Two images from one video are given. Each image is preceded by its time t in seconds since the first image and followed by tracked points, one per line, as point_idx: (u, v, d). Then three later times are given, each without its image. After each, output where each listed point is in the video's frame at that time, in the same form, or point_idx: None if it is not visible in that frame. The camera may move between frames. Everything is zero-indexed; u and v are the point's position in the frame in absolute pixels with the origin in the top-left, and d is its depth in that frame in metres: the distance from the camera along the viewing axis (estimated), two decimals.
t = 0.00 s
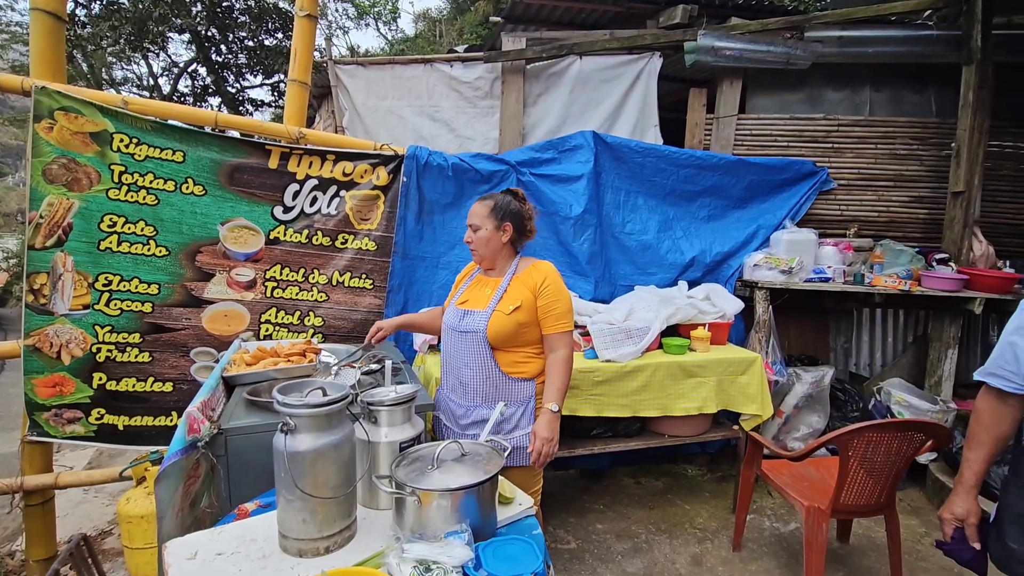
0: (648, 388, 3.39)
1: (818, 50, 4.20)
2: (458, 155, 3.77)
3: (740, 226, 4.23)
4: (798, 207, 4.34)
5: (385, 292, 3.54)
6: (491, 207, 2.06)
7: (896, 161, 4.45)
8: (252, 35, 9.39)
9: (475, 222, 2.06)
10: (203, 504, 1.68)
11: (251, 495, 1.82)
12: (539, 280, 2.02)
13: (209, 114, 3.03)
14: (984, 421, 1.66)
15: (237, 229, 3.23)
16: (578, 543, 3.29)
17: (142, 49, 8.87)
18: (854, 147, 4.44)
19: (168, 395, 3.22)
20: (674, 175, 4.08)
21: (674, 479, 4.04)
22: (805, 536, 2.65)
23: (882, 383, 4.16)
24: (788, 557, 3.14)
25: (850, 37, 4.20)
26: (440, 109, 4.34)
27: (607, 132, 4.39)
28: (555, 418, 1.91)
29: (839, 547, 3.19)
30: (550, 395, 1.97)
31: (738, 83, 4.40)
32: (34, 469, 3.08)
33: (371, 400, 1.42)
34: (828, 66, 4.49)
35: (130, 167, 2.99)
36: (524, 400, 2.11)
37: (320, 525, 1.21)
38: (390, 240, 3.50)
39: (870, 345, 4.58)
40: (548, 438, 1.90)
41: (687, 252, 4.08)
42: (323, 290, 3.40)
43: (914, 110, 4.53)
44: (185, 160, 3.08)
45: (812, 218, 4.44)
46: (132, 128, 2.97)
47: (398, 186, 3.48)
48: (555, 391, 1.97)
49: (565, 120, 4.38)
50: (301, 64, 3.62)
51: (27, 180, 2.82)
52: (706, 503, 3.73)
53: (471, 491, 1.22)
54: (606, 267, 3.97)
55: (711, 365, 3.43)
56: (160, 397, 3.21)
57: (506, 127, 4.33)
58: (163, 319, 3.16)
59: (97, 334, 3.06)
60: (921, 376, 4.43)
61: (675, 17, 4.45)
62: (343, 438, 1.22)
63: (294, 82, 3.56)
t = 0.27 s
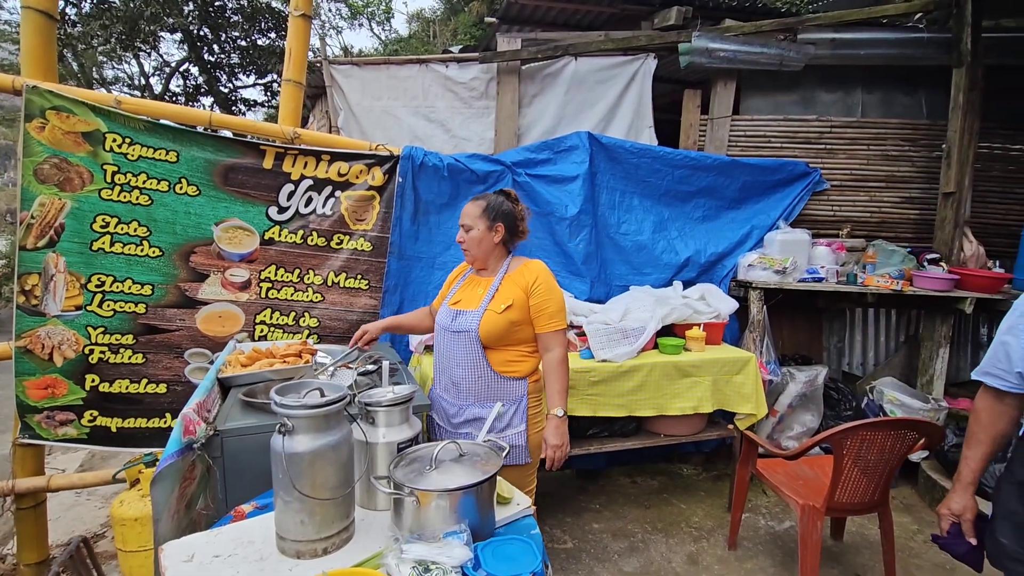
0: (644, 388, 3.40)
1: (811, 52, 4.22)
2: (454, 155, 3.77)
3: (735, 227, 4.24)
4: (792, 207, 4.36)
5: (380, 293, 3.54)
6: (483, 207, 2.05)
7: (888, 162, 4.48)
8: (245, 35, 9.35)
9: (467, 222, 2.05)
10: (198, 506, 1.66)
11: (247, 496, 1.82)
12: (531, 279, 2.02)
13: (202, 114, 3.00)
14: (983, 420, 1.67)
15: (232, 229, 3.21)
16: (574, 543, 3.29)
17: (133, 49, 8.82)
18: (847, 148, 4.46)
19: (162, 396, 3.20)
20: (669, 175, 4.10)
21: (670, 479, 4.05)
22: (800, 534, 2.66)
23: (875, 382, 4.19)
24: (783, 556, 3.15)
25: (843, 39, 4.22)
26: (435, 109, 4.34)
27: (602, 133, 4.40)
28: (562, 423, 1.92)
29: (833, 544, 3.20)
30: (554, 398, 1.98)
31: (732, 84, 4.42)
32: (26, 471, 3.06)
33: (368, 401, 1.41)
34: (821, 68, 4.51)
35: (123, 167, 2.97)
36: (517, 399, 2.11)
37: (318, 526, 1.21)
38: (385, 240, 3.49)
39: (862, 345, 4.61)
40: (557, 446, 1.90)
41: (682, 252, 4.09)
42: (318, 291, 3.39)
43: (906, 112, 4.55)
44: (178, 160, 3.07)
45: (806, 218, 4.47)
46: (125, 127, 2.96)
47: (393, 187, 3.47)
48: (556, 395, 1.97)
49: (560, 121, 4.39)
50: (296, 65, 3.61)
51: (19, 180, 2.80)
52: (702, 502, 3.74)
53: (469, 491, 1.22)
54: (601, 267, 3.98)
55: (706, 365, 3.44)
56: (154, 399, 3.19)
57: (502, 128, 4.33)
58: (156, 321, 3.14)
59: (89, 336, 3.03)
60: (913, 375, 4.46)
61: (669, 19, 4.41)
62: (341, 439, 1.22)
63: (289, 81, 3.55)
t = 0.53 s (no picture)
0: (634, 388, 3.40)
1: (798, 53, 4.25)
2: (444, 155, 3.76)
3: (724, 226, 4.27)
4: (780, 207, 4.40)
5: (370, 293, 3.52)
6: (478, 207, 2.05)
7: (873, 163, 4.53)
8: (232, 34, 9.27)
9: (460, 223, 2.05)
10: (185, 510, 1.66)
11: (235, 500, 1.79)
12: (527, 280, 2.02)
13: (189, 113, 2.98)
14: (980, 417, 1.69)
15: (219, 229, 3.18)
16: (566, 543, 3.28)
17: (117, 47, 8.71)
18: (834, 149, 4.50)
19: (147, 399, 3.16)
20: (658, 175, 4.11)
21: (660, 478, 4.06)
22: (790, 532, 2.67)
23: (862, 380, 4.23)
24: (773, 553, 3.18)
25: (830, 40, 4.26)
26: (424, 109, 4.32)
27: (592, 133, 4.40)
28: (565, 425, 1.96)
29: (822, 541, 3.23)
30: (554, 400, 1.99)
31: (720, 85, 4.44)
32: (7, 477, 3.00)
33: (358, 402, 1.40)
34: (808, 69, 4.55)
35: (107, 167, 2.93)
36: (508, 399, 2.11)
37: (308, 529, 1.19)
38: (375, 240, 3.48)
39: (849, 343, 4.66)
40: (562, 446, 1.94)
41: (672, 252, 4.11)
42: (307, 292, 3.37)
43: (891, 113, 4.60)
44: (164, 160, 3.03)
45: (794, 218, 4.50)
46: (109, 126, 2.91)
47: (383, 186, 3.46)
48: (557, 396, 1.99)
49: (550, 121, 4.39)
50: (284, 64, 3.59)
51: None
52: (692, 500, 3.76)
53: (461, 492, 1.21)
54: (592, 267, 3.98)
55: (696, 364, 3.45)
56: (140, 402, 3.15)
57: (492, 128, 4.32)
58: (142, 322, 3.10)
59: (73, 338, 2.99)
60: (899, 373, 4.51)
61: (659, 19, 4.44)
62: (331, 441, 1.20)
63: (277, 80, 3.52)
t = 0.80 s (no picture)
0: (620, 387, 3.41)
1: (780, 56, 4.30)
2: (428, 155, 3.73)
3: (707, 226, 4.30)
4: (762, 207, 4.44)
5: (354, 294, 3.48)
6: (469, 208, 2.03)
7: (853, 164, 4.59)
8: (213, 31, 9.13)
9: (451, 223, 2.02)
10: (163, 516, 1.62)
11: (215, 504, 1.76)
12: (517, 282, 2.01)
13: (167, 111, 2.96)
14: (961, 414, 1.71)
15: (199, 229, 3.13)
16: (552, 543, 3.28)
17: (94, 43, 8.53)
18: (814, 150, 4.56)
19: (125, 403, 3.10)
20: (643, 176, 4.13)
21: (646, 476, 4.08)
22: (773, 528, 2.70)
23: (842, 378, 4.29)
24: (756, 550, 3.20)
25: (811, 43, 4.31)
26: (409, 109, 4.30)
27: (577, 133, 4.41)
28: (542, 427, 1.97)
29: (804, 537, 3.26)
30: (534, 403, 2.00)
31: (704, 86, 4.48)
32: None
33: (341, 405, 1.38)
34: (789, 71, 4.60)
35: (82, 165, 2.87)
36: (497, 400, 2.09)
37: (290, 534, 1.17)
38: (359, 241, 3.45)
39: (830, 342, 4.72)
40: (536, 448, 1.96)
41: (656, 252, 4.13)
42: (289, 293, 3.32)
43: (870, 115, 4.67)
44: (141, 158, 2.97)
45: (776, 218, 4.55)
46: (84, 123, 2.85)
47: (367, 186, 3.43)
48: (539, 399, 2.00)
49: (535, 121, 4.39)
50: (265, 62, 3.55)
51: None
52: (677, 499, 3.78)
53: (446, 494, 1.20)
54: (577, 267, 3.99)
55: (680, 363, 3.47)
56: (117, 406, 3.09)
57: (477, 128, 4.31)
58: (119, 325, 3.04)
59: (47, 341, 2.93)
60: (879, 370, 4.58)
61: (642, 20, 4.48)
62: (313, 443, 1.18)
63: (258, 78, 3.47)
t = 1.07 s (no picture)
0: (597, 388, 3.43)
1: (753, 60, 4.38)
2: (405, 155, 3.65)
3: (684, 228, 4.34)
4: (737, 210, 4.50)
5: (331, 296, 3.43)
6: (441, 209, 2.01)
7: (825, 167, 4.68)
8: (187, 29, 8.97)
9: (423, 226, 2.01)
10: (128, 526, 1.60)
11: (183, 513, 1.71)
12: (492, 282, 2.00)
13: (136, 110, 2.89)
14: (917, 410, 1.76)
15: (169, 231, 3.06)
16: (530, 545, 3.28)
17: (62, 39, 8.32)
18: (787, 153, 4.64)
19: (91, 410, 3.03)
20: (620, 178, 4.15)
21: (624, 477, 4.10)
22: (747, 526, 2.73)
23: (815, 377, 4.37)
24: (732, 549, 3.24)
25: (784, 48, 4.39)
26: (386, 109, 4.26)
27: (555, 134, 4.42)
28: (523, 427, 1.95)
29: (778, 535, 3.31)
30: (515, 402, 1.99)
31: (680, 90, 4.52)
32: None
33: (313, 409, 1.36)
34: (763, 76, 4.68)
35: (45, 165, 2.79)
36: (476, 402, 2.08)
37: (258, 542, 1.15)
38: (335, 242, 3.41)
39: (804, 342, 4.81)
40: (518, 447, 1.94)
41: (634, 253, 4.16)
42: (264, 295, 3.27)
43: (841, 119, 4.78)
44: (108, 158, 2.90)
45: (751, 220, 4.62)
46: (47, 122, 2.78)
47: (343, 188, 3.39)
48: (519, 397, 1.99)
49: (513, 122, 4.39)
50: (238, 59, 3.48)
51: None
52: (654, 498, 3.81)
53: (419, 499, 1.19)
54: (555, 268, 4.00)
55: (658, 364, 3.50)
56: (82, 413, 3.01)
57: (455, 129, 4.29)
58: (84, 329, 2.97)
59: (8, 346, 2.85)
60: (850, 369, 4.67)
61: (619, 24, 4.62)
62: (282, 450, 1.16)
63: (230, 77, 3.41)
